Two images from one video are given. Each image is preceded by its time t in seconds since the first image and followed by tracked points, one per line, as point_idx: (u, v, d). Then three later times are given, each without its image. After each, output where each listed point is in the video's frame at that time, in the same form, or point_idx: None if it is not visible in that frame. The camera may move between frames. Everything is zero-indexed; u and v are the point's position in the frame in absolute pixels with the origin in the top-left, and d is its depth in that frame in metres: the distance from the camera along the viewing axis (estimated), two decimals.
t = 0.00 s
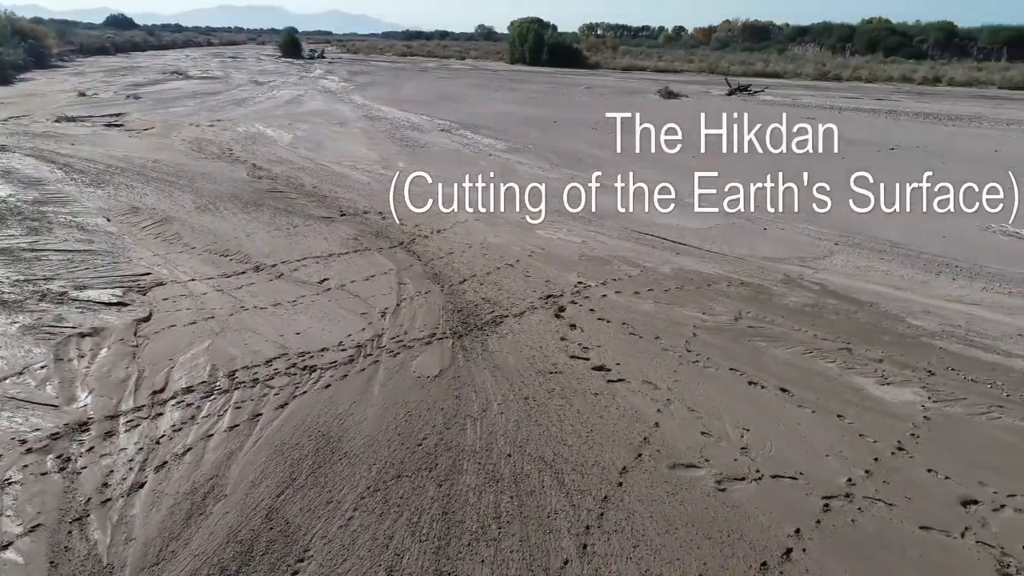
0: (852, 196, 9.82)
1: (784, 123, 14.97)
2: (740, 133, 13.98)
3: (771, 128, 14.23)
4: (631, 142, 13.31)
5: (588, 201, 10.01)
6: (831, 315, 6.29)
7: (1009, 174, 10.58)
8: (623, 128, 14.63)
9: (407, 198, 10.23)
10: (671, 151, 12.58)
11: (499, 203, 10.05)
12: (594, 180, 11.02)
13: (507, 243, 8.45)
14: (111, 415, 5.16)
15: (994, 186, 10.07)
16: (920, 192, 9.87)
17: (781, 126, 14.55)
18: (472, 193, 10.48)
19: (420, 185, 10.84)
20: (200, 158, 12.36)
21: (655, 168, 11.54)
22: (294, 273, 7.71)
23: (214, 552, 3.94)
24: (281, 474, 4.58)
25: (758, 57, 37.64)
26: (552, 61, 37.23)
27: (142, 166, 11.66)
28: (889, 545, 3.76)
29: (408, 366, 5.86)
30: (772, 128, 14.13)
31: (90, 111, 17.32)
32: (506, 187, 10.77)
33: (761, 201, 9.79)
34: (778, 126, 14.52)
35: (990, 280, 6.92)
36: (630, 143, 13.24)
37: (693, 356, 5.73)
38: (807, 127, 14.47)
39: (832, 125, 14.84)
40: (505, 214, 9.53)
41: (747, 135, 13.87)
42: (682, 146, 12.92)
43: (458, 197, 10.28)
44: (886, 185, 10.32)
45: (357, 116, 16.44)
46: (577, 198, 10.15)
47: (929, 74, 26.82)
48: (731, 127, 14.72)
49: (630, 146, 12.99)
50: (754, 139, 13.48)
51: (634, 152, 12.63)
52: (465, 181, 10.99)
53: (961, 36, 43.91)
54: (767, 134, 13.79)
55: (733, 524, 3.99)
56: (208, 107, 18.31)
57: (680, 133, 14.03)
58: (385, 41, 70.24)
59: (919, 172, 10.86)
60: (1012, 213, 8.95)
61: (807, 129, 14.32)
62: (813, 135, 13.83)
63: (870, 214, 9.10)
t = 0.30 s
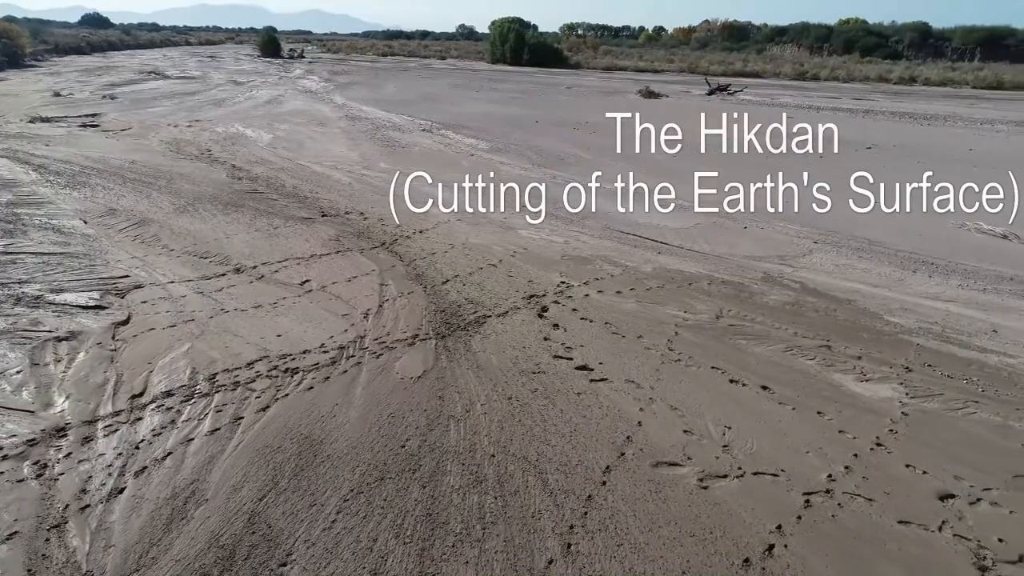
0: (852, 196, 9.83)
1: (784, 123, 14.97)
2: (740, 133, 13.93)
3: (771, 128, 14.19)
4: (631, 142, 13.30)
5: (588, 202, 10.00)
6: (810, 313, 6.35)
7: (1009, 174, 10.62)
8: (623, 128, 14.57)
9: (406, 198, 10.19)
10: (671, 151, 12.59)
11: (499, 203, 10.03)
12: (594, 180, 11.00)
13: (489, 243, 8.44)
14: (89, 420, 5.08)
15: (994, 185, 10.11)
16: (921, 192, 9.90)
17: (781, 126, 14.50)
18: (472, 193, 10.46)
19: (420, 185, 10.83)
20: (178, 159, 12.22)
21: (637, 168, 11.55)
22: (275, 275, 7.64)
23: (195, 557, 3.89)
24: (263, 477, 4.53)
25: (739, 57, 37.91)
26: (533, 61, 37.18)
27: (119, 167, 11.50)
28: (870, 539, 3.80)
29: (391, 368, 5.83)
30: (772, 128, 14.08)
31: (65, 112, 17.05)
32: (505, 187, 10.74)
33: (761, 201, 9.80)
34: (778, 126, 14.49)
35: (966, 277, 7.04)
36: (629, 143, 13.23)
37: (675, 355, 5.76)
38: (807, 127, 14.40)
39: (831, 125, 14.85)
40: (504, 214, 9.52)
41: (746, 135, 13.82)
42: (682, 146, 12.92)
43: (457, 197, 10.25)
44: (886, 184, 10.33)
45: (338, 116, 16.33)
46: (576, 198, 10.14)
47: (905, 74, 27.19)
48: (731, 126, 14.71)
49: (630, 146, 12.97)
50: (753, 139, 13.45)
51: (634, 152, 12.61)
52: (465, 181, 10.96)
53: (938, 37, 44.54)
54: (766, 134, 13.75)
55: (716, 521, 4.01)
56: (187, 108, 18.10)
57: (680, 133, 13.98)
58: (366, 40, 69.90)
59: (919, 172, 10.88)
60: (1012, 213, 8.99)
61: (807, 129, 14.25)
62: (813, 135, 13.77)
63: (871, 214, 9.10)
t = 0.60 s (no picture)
0: (852, 196, 9.87)
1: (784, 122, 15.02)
2: (740, 133, 13.97)
3: (772, 128, 14.23)
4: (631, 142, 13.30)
5: (587, 202, 9.98)
6: (789, 311, 6.42)
7: (1009, 175, 10.69)
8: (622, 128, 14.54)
9: (405, 198, 10.15)
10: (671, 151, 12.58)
11: (499, 203, 10.01)
12: (593, 180, 10.97)
13: (470, 243, 8.42)
14: (65, 426, 4.98)
15: (994, 185, 10.18)
16: (921, 192, 9.95)
17: (781, 126, 14.56)
18: (472, 193, 10.43)
19: (420, 185, 10.80)
20: (155, 160, 12.04)
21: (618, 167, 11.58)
22: (254, 277, 7.56)
23: (175, 564, 3.83)
24: (244, 481, 4.48)
25: (720, 57, 38.15)
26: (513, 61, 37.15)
27: (93, 168, 11.31)
28: (847, 534, 3.84)
29: (372, 370, 5.79)
30: (772, 128, 14.13)
31: (37, 112, 16.73)
32: (505, 187, 10.71)
33: (761, 201, 9.80)
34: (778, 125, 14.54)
35: (939, 273, 7.15)
36: (629, 143, 13.24)
37: (656, 353, 5.79)
38: (807, 127, 14.49)
39: (830, 125, 14.92)
40: (505, 214, 9.49)
41: (746, 135, 13.87)
42: (682, 146, 12.92)
43: (457, 197, 10.23)
44: (886, 184, 10.38)
45: (317, 117, 16.20)
46: (576, 198, 10.13)
47: (879, 74, 27.59)
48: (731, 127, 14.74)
49: (630, 146, 12.98)
50: (753, 139, 13.49)
51: (633, 152, 12.61)
52: (465, 181, 10.93)
53: (914, 38, 45.22)
54: (766, 134, 13.81)
55: (697, 519, 4.03)
56: (163, 108, 17.85)
57: (680, 133, 13.98)
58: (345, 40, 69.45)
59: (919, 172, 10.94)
60: (1012, 213, 9.04)
61: (807, 129, 14.33)
62: (813, 135, 13.85)
63: (871, 214, 9.14)
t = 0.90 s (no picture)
0: (852, 196, 9.89)
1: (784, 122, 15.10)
2: (740, 133, 14.03)
3: (772, 128, 14.29)
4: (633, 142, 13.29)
5: (588, 202, 9.96)
6: (766, 309, 6.48)
7: (1009, 175, 10.75)
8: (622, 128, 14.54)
9: (405, 198, 10.12)
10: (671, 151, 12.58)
11: (499, 203, 9.98)
12: (593, 180, 10.94)
13: (450, 244, 8.39)
14: (38, 433, 4.88)
15: (994, 185, 10.24)
16: (921, 192, 10.01)
17: (781, 126, 14.63)
18: (472, 193, 10.39)
19: (420, 185, 10.76)
20: (129, 161, 11.84)
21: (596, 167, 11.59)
22: (232, 279, 7.46)
23: (153, 570, 3.77)
24: (223, 486, 4.42)
25: (699, 57, 38.37)
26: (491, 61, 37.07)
27: (66, 170, 11.09)
28: (826, 529, 3.89)
29: (352, 371, 5.74)
30: (772, 128, 14.21)
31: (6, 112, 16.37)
32: (505, 187, 10.69)
33: (761, 201, 9.80)
34: (779, 126, 14.63)
35: (912, 271, 7.27)
36: (630, 143, 13.26)
37: (637, 352, 5.81)
38: (807, 127, 14.59)
39: (830, 125, 15.02)
40: (505, 214, 9.47)
41: (747, 135, 13.93)
42: (682, 146, 12.94)
43: (457, 197, 10.19)
44: (886, 184, 10.43)
45: (294, 117, 16.05)
46: (576, 198, 10.10)
47: (853, 74, 27.96)
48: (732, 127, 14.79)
49: (630, 146, 12.99)
50: (754, 139, 13.55)
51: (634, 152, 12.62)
52: (465, 181, 10.89)
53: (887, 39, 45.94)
54: (767, 134, 13.88)
55: (678, 516, 4.05)
56: (137, 108, 17.57)
57: (680, 133, 14.02)
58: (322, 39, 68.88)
59: (920, 172, 11.00)
60: (1012, 213, 9.09)
61: (807, 129, 14.43)
62: (813, 135, 13.94)
63: (871, 214, 9.17)
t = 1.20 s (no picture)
0: (852, 196, 9.91)
1: (784, 123, 15.21)
2: (740, 133, 14.13)
3: (772, 128, 14.41)
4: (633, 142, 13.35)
5: (587, 202, 9.93)
6: (741, 306, 6.54)
7: (1008, 175, 10.81)
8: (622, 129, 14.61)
9: (405, 198, 10.07)
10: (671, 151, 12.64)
11: (499, 203, 9.95)
12: (593, 180, 10.93)
13: (427, 244, 8.36)
14: (7, 441, 4.76)
15: (994, 185, 10.30)
16: (921, 192, 10.06)
17: (781, 126, 14.74)
18: (472, 193, 10.35)
19: (420, 185, 10.70)
20: (99, 162, 11.62)
21: (573, 167, 11.60)
22: (206, 281, 7.35)
23: None
24: (199, 491, 4.35)
25: (675, 57, 38.60)
26: (467, 60, 37.02)
27: (33, 172, 10.84)
28: (801, 523, 3.93)
29: (330, 373, 5.69)
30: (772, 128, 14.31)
31: None
32: (505, 187, 10.66)
33: (761, 201, 9.81)
34: (779, 125, 14.74)
35: (883, 267, 7.38)
36: (630, 143, 13.30)
37: (614, 351, 5.83)
38: (807, 127, 14.69)
39: (831, 125, 15.12)
40: (505, 214, 9.43)
41: (747, 135, 14.03)
42: (682, 146, 12.99)
43: (457, 197, 10.15)
44: (886, 185, 10.48)
45: (269, 117, 15.88)
46: (576, 198, 10.08)
47: (824, 74, 28.34)
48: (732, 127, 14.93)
49: (630, 146, 13.03)
50: (753, 139, 13.63)
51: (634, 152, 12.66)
52: (465, 181, 10.86)
53: (857, 39, 46.72)
54: (767, 134, 13.98)
55: (657, 513, 4.07)
56: (107, 108, 17.24)
57: (680, 133, 14.09)
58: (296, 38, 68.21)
59: (920, 172, 11.07)
60: (1012, 214, 9.12)
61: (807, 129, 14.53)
62: (813, 135, 14.05)
63: (871, 214, 9.21)
